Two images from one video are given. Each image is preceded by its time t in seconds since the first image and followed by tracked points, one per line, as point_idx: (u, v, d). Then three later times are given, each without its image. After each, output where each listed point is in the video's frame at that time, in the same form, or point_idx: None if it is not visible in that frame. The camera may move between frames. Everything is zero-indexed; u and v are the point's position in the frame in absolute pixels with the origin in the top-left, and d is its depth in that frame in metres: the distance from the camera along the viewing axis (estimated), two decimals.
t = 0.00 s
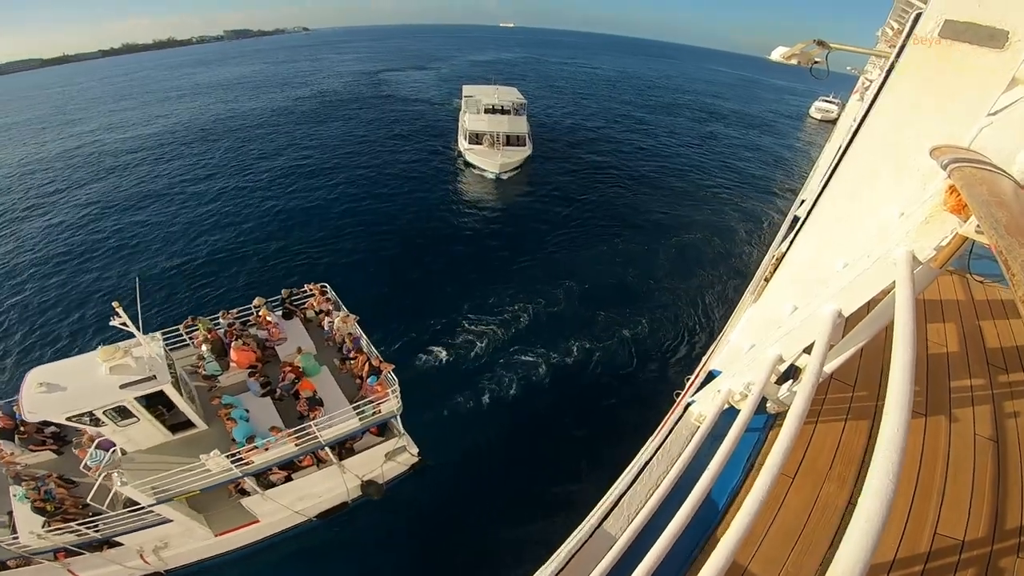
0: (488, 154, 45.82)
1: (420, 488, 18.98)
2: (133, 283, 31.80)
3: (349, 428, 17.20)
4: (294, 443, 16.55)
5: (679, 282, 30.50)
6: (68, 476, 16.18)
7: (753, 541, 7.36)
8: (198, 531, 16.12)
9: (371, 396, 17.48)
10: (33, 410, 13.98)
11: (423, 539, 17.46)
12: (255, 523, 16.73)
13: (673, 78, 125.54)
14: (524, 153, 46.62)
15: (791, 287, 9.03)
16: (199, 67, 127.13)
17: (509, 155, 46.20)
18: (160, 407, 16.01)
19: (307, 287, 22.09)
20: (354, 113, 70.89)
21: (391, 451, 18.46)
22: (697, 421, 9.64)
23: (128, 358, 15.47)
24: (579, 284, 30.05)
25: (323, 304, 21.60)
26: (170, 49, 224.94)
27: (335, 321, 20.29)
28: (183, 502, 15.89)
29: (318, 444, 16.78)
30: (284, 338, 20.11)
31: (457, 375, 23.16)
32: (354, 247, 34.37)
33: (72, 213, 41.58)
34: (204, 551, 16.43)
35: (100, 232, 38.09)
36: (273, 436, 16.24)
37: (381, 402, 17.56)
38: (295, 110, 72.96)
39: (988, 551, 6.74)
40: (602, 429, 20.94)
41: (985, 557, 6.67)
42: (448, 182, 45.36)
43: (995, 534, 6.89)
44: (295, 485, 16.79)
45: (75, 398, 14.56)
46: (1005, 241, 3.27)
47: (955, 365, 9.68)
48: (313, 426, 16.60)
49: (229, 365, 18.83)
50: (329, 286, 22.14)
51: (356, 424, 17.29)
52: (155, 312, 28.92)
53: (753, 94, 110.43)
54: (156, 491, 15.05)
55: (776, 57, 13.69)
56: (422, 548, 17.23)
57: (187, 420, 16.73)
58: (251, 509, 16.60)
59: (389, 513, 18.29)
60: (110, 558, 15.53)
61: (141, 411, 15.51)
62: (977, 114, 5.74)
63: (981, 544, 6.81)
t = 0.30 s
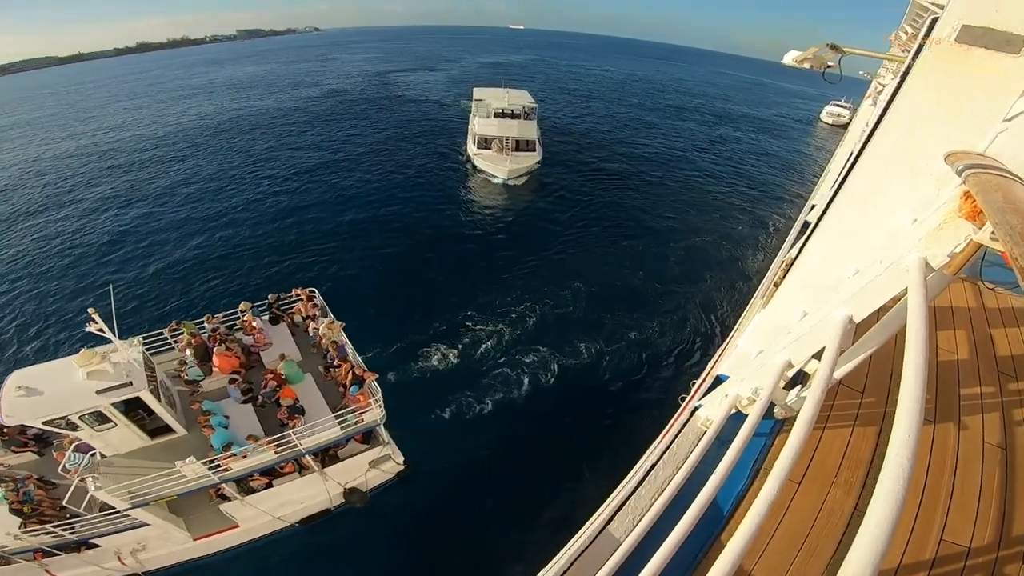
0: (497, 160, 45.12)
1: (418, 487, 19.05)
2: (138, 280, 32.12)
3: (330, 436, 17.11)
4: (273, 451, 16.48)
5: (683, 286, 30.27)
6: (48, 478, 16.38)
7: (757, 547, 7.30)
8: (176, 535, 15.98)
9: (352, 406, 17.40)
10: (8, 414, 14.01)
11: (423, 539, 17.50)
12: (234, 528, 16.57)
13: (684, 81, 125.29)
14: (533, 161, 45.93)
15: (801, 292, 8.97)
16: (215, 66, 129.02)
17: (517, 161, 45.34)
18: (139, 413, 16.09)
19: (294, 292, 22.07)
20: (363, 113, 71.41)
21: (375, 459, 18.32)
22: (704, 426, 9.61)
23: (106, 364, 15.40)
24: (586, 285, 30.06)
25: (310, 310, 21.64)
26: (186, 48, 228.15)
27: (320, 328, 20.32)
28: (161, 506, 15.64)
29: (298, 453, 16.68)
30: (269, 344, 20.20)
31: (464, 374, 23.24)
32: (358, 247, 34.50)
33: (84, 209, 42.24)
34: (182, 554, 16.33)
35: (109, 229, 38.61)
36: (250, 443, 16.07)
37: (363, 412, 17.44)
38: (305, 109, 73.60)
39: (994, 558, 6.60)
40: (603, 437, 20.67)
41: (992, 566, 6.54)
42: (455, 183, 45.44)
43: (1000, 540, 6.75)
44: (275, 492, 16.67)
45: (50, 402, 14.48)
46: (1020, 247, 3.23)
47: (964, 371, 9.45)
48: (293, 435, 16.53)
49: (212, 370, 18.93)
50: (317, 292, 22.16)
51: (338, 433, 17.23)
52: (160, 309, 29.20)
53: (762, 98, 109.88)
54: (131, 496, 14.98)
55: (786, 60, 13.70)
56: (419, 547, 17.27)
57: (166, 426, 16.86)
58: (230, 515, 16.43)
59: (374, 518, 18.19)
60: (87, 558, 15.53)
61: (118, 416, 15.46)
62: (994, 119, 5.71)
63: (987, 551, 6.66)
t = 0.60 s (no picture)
0: (505, 165, 44.51)
1: (411, 489, 18.97)
2: (142, 277, 32.35)
3: (306, 445, 16.88)
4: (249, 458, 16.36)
5: (686, 290, 30.08)
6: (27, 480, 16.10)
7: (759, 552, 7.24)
8: (152, 538, 15.93)
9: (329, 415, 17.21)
10: None
11: (421, 538, 17.51)
12: (212, 533, 16.51)
13: (692, 83, 125.07)
14: (541, 165, 45.24)
15: (809, 298, 8.92)
16: (226, 65, 130.02)
17: (525, 167, 44.64)
18: (114, 417, 15.98)
19: (280, 296, 21.85)
20: (371, 113, 71.67)
21: (357, 467, 18.13)
22: (709, 429, 9.53)
23: (81, 369, 15.33)
24: (593, 288, 29.93)
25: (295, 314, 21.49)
26: (199, 47, 229.93)
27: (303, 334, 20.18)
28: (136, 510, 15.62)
29: (276, 460, 16.50)
30: (252, 349, 20.09)
31: (471, 375, 23.26)
32: (361, 247, 34.54)
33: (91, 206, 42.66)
34: (158, 557, 16.28)
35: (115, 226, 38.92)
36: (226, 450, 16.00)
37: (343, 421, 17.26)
38: (313, 109, 73.97)
39: (998, 563, 6.44)
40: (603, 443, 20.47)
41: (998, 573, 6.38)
42: (460, 184, 45.47)
43: (1005, 545, 6.59)
44: (253, 498, 16.57)
45: (23, 407, 14.49)
46: None
47: (973, 378, 9.21)
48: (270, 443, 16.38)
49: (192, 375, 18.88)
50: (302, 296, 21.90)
51: (316, 441, 16.98)
52: (161, 306, 29.32)
53: (771, 102, 109.36)
54: (105, 500, 14.84)
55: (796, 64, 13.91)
56: (419, 547, 17.28)
57: (143, 430, 16.73)
58: (207, 519, 16.37)
59: (357, 523, 18.04)
60: (64, 559, 15.53)
61: (92, 421, 15.42)
62: (1008, 124, 5.70)
63: (991, 556, 6.51)
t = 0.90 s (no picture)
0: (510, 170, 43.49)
1: (405, 492, 18.92)
2: (144, 275, 32.61)
3: (283, 452, 16.88)
4: (225, 464, 16.34)
5: (688, 293, 29.95)
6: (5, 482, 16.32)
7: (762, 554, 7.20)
8: (128, 541, 16.04)
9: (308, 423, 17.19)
10: None
11: (419, 539, 17.58)
12: (189, 537, 16.61)
13: (700, 85, 124.71)
14: (550, 171, 44.10)
15: (816, 301, 8.87)
16: (238, 64, 131.33)
17: (533, 172, 43.53)
18: (90, 421, 15.94)
19: (264, 301, 21.78)
20: (377, 113, 71.94)
21: (338, 473, 18.05)
22: (714, 432, 9.46)
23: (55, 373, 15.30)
24: (599, 290, 29.92)
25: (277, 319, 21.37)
26: (211, 46, 232.05)
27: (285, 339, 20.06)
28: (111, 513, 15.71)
29: (252, 466, 16.53)
30: (233, 355, 20.06)
31: (480, 374, 23.40)
32: (362, 247, 34.56)
33: (96, 204, 43.09)
34: (134, 560, 16.42)
35: (121, 223, 39.28)
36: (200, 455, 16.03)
37: (322, 428, 17.26)
38: (319, 109, 74.31)
39: (1001, 568, 6.39)
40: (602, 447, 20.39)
41: None
42: (465, 185, 45.46)
43: (1008, 550, 6.53)
44: (230, 504, 16.53)
45: None
46: None
47: (980, 382, 9.03)
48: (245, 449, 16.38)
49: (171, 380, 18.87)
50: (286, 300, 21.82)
51: (294, 448, 17.03)
52: (162, 304, 29.58)
53: (779, 104, 108.71)
54: (77, 503, 15.08)
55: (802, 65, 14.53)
56: (421, 547, 17.35)
57: (119, 435, 16.71)
58: (184, 523, 16.42)
59: (338, 530, 17.93)
60: (40, 560, 15.58)
61: (66, 424, 15.33)
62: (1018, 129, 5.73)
63: (994, 561, 6.45)
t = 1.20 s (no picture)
0: (517, 176, 42.64)
1: (400, 495, 18.87)
2: (144, 274, 32.81)
3: (259, 459, 16.79)
4: (199, 470, 16.32)
5: (688, 296, 29.84)
6: None
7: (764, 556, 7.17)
8: (104, 543, 16.13)
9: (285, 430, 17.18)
10: None
11: (417, 539, 17.63)
12: (164, 540, 16.64)
13: (707, 88, 124.35)
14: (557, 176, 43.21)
15: (821, 306, 8.84)
16: (247, 65, 132.33)
17: (538, 178, 42.63)
18: (65, 425, 15.93)
19: (246, 306, 21.82)
20: (382, 114, 72.22)
21: (318, 480, 18.06)
22: (718, 435, 9.41)
23: (30, 378, 15.23)
24: (604, 290, 30.05)
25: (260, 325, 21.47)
26: (220, 46, 233.53)
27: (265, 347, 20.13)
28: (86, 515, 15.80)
29: (227, 474, 16.37)
30: (214, 360, 20.17)
31: (490, 371, 23.61)
32: (362, 248, 34.62)
33: (100, 202, 43.52)
34: (114, 562, 16.46)
35: (125, 222, 39.66)
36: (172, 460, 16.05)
37: (299, 435, 17.23)
38: (325, 109, 74.68)
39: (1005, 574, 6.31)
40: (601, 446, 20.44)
41: None
42: (467, 186, 45.49)
43: (1011, 555, 6.45)
44: (206, 509, 16.59)
45: None
46: None
47: (987, 387, 8.85)
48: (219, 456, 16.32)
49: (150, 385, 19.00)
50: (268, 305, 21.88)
51: (270, 455, 16.87)
52: (161, 303, 29.82)
53: (786, 106, 108.13)
54: (51, 506, 15.06)
55: (812, 68, 15.20)
56: (421, 547, 17.39)
57: (95, 439, 16.72)
58: (160, 527, 16.47)
59: (322, 535, 17.88)
60: (16, 561, 15.63)
61: (40, 429, 15.32)
62: None
63: (997, 566, 6.36)
